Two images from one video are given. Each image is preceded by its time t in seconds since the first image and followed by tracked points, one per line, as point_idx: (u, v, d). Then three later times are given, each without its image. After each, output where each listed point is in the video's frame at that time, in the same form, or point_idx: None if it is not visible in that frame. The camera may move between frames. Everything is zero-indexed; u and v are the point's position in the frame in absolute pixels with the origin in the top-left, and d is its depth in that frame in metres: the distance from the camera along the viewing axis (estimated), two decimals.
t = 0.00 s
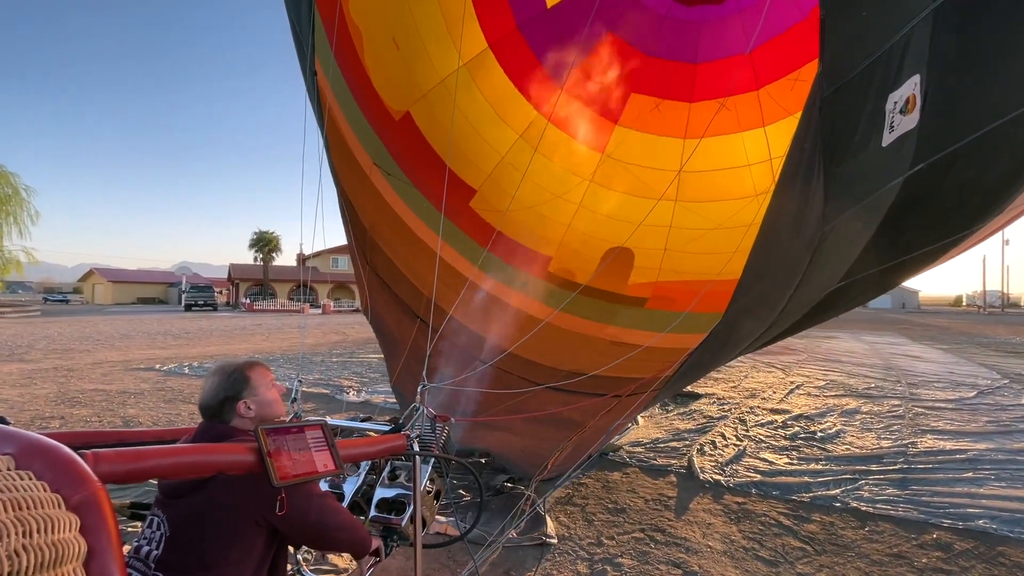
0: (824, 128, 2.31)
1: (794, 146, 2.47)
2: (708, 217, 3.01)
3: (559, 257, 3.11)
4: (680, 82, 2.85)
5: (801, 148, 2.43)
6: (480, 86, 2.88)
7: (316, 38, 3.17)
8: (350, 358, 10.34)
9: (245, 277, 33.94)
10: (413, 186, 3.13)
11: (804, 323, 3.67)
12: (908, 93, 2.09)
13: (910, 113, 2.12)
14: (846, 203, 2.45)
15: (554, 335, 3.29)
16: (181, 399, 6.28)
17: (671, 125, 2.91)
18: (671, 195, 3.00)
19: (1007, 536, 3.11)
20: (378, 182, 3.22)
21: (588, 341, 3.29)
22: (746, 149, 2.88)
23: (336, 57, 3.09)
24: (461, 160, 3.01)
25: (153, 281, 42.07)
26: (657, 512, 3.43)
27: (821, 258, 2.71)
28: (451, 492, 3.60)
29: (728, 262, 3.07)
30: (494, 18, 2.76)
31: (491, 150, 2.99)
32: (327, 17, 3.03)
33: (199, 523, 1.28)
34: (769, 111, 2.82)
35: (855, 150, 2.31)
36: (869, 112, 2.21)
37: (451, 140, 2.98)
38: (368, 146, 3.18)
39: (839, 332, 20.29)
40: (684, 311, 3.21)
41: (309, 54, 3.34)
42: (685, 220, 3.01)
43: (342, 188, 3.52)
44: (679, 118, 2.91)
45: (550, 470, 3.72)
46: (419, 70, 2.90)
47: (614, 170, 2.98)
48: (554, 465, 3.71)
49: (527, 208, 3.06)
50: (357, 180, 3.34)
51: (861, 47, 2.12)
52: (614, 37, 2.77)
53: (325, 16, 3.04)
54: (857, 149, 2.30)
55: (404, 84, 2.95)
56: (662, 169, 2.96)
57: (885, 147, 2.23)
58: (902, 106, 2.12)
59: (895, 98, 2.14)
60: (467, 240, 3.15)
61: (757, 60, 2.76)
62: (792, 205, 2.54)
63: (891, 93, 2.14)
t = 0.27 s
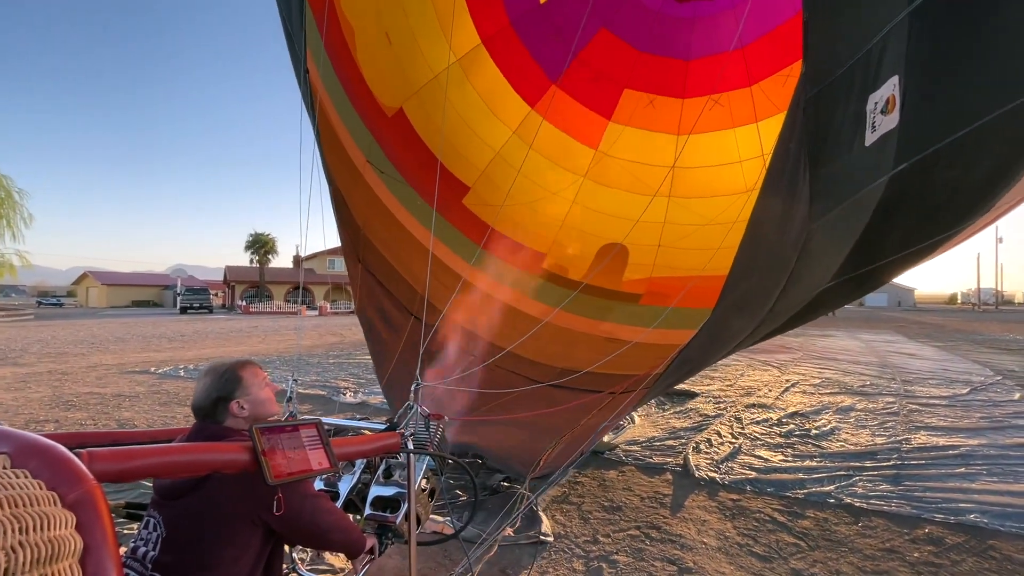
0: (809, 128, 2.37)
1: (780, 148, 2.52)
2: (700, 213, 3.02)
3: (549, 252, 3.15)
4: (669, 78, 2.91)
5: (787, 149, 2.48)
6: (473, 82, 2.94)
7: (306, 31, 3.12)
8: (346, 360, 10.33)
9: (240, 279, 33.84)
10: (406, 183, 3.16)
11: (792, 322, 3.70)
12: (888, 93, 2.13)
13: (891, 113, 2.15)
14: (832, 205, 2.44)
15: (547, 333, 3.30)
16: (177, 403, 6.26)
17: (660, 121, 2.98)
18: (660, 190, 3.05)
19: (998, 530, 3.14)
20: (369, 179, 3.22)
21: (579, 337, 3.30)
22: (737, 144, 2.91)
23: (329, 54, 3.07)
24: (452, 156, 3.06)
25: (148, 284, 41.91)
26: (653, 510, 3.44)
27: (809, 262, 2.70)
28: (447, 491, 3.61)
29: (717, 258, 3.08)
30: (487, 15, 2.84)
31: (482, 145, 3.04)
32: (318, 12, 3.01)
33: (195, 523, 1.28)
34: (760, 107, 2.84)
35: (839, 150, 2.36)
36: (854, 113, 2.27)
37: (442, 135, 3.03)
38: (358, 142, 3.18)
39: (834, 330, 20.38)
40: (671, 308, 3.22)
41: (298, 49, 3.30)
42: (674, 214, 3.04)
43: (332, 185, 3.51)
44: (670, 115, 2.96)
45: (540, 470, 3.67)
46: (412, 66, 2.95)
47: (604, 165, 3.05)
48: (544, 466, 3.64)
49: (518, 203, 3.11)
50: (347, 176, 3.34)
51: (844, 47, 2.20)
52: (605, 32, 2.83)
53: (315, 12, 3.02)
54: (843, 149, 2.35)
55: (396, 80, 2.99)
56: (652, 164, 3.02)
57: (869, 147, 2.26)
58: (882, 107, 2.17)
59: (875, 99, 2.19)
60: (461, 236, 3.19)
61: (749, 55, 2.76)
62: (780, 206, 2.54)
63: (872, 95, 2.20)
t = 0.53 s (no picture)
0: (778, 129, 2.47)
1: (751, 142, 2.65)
2: (674, 209, 3.13)
3: (530, 247, 3.23)
4: (646, 76, 3.03)
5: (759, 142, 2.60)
6: (453, 77, 2.98)
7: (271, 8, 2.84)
8: (324, 359, 10.23)
9: (215, 278, 33.20)
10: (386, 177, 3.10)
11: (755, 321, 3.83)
12: (853, 98, 2.20)
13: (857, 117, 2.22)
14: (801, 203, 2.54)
15: (523, 329, 3.36)
16: (148, 404, 6.13)
17: (638, 118, 3.10)
18: (637, 185, 3.15)
19: (957, 520, 3.26)
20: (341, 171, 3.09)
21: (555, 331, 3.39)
22: (711, 142, 3.02)
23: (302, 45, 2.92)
24: (432, 151, 3.08)
25: (118, 283, 40.83)
26: (628, 506, 3.50)
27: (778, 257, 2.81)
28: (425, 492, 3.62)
29: (685, 253, 3.21)
30: (467, 10, 2.87)
31: (463, 139, 3.10)
32: None
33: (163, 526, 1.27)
34: (733, 105, 2.96)
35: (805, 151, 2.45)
36: (823, 116, 2.34)
37: (422, 130, 3.04)
38: (329, 131, 3.04)
39: (806, 328, 20.86)
40: (643, 300, 3.35)
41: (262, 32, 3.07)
42: (650, 209, 3.15)
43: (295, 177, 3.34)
44: (648, 113, 3.08)
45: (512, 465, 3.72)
46: (389, 59, 2.93)
47: (583, 161, 3.15)
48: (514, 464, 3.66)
49: (498, 199, 3.15)
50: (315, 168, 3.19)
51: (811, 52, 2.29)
52: (586, 29, 2.95)
53: None
54: (810, 151, 2.43)
55: (373, 73, 2.94)
56: (629, 161, 3.13)
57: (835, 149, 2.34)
58: (848, 112, 2.24)
59: (840, 103, 2.26)
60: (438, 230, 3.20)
61: (725, 54, 2.90)
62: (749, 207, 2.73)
63: (837, 99, 2.27)
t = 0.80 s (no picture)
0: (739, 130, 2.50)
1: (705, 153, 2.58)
2: (638, 206, 3.14)
3: (495, 241, 3.18)
4: (615, 75, 2.96)
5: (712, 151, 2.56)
6: (420, 67, 2.91)
7: None
8: (286, 359, 10.01)
9: (172, 274, 32.06)
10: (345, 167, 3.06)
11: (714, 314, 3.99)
12: (806, 105, 2.42)
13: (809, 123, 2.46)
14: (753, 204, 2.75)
15: (488, 324, 3.36)
16: (98, 406, 5.88)
17: (606, 115, 3.03)
18: (603, 183, 3.12)
19: (900, 508, 3.43)
20: (302, 159, 3.09)
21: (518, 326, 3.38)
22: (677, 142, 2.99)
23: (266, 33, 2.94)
24: (395, 141, 3.01)
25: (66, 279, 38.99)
26: (592, 502, 3.55)
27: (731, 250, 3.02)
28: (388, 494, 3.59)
29: (648, 249, 3.23)
30: None
31: (430, 132, 3.01)
32: None
33: (103, 536, 1.22)
34: (698, 106, 2.93)
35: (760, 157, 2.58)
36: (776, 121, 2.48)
37: (386, 118, 2.97)
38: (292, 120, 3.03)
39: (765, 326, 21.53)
40: (608, 295, 3.35)
41: (227, 16, 3.08)
42: (616, 205, 3.13)
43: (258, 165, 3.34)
44: (616, 109, 3.02)
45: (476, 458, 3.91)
46: (356, 46, 2.87)
47: (550, 156, 3.08)
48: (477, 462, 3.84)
49: (462, 192, 3.10)
50: (278, 155, 3.19)
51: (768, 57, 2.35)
52: (557, 22, 2.87)
53: None
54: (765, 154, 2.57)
55: (338, 59, 2.89)
56: (597, 157, 3.08)
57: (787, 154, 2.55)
58: (801, 116, 2.44)
59: (794, 108, 2.43)
60: (401, 222, 3.15)
61: (692, 54, 2.84)
62: (701, 207, 2.70)
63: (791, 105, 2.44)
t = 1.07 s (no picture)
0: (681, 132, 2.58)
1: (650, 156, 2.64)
2: (589, 202, 3.25)
3: (447, 231, 3.19)
4: (570, 71, 3.09)
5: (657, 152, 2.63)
6: (375, 52, 2.86)
7: None
8: (229, 355, 9.63)
9: (104, 266, 30.21)
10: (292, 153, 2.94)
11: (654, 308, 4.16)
12: (748, 110, 2.53)
13: (750, 126, 2.57)
14: (694, 204, 2.85)
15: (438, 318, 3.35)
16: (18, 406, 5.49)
17: (560, 111, 3.13)
18: (556, 178, 3.19)
19: (828, 493, 3.66)
20: (247, 145, 2.93)
21: (472, 319, 3.39)
22: (627, 140, 3.13)
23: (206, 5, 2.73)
24: (348, 127, 2.96)
25: None
26: (542, 495, 3.60)
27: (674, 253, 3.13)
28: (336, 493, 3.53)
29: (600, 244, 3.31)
30: None
31: (385, 119, 2.98)
32: None
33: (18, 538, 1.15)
34: (649, 106, 3.07)
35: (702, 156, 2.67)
36: (719, 123, 2.58)
37: (338, 102, 2.91)
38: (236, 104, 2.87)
39: (709, 324, 22.39)
40: (564, 291, 3.43)
41: None
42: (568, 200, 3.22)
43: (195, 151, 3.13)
44: (570, 106, 3.13)
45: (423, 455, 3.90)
46: (306, 25, 2.77)
47: (505, 148, 3.14)
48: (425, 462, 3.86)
49: (415, 179, 3.10)
50: (216, 140, 2.99)
51: (715, 59, 2.44)
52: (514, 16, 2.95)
53: None
54: (707, 155, 2.66)
55: (286, 38, 2.79)
56: (551, 153, 3.16)
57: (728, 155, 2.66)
58: (742, 120, 2.55)
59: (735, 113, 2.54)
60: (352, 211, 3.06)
61: (643, 56, 3.00)
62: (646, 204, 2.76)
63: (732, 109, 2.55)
